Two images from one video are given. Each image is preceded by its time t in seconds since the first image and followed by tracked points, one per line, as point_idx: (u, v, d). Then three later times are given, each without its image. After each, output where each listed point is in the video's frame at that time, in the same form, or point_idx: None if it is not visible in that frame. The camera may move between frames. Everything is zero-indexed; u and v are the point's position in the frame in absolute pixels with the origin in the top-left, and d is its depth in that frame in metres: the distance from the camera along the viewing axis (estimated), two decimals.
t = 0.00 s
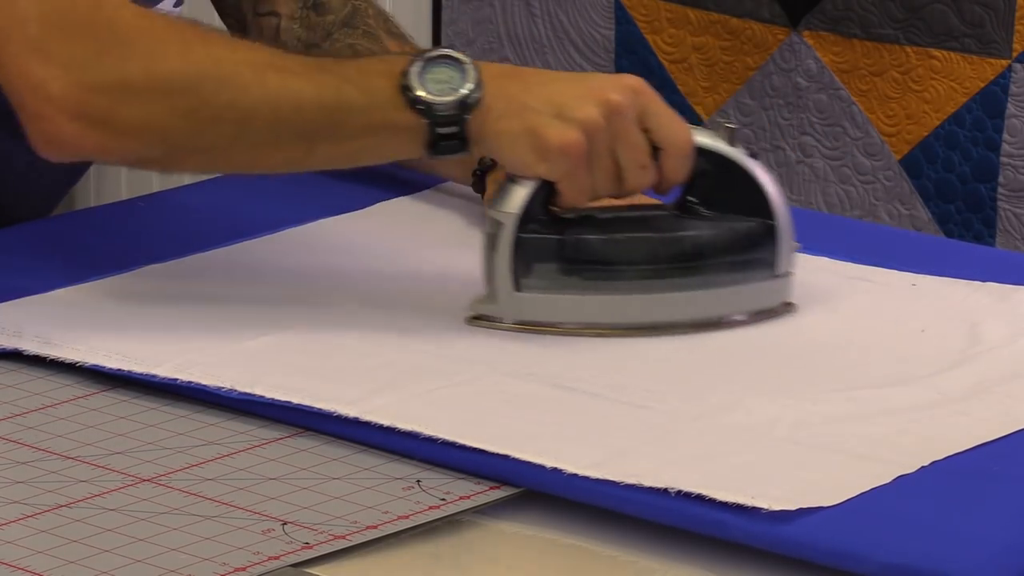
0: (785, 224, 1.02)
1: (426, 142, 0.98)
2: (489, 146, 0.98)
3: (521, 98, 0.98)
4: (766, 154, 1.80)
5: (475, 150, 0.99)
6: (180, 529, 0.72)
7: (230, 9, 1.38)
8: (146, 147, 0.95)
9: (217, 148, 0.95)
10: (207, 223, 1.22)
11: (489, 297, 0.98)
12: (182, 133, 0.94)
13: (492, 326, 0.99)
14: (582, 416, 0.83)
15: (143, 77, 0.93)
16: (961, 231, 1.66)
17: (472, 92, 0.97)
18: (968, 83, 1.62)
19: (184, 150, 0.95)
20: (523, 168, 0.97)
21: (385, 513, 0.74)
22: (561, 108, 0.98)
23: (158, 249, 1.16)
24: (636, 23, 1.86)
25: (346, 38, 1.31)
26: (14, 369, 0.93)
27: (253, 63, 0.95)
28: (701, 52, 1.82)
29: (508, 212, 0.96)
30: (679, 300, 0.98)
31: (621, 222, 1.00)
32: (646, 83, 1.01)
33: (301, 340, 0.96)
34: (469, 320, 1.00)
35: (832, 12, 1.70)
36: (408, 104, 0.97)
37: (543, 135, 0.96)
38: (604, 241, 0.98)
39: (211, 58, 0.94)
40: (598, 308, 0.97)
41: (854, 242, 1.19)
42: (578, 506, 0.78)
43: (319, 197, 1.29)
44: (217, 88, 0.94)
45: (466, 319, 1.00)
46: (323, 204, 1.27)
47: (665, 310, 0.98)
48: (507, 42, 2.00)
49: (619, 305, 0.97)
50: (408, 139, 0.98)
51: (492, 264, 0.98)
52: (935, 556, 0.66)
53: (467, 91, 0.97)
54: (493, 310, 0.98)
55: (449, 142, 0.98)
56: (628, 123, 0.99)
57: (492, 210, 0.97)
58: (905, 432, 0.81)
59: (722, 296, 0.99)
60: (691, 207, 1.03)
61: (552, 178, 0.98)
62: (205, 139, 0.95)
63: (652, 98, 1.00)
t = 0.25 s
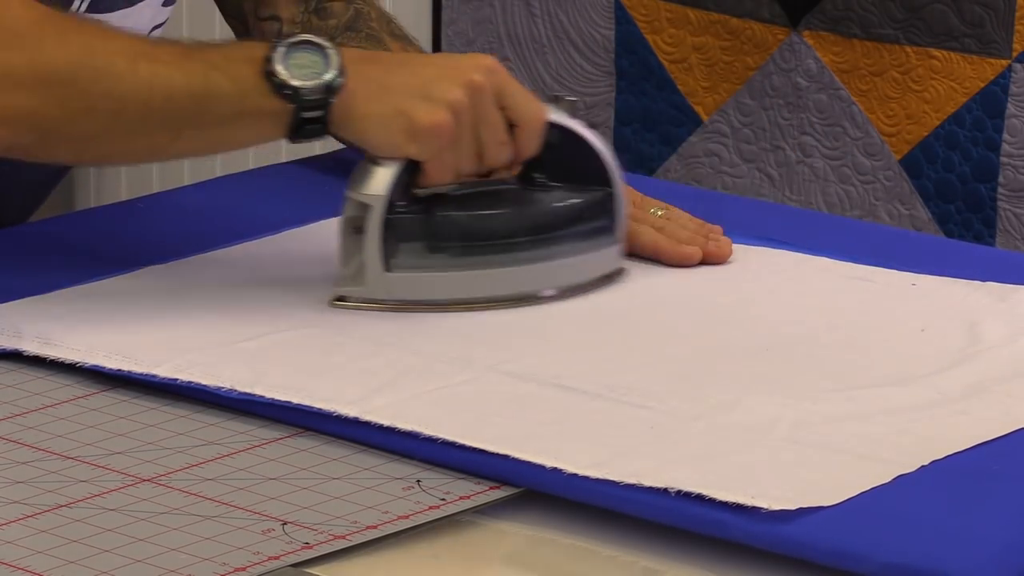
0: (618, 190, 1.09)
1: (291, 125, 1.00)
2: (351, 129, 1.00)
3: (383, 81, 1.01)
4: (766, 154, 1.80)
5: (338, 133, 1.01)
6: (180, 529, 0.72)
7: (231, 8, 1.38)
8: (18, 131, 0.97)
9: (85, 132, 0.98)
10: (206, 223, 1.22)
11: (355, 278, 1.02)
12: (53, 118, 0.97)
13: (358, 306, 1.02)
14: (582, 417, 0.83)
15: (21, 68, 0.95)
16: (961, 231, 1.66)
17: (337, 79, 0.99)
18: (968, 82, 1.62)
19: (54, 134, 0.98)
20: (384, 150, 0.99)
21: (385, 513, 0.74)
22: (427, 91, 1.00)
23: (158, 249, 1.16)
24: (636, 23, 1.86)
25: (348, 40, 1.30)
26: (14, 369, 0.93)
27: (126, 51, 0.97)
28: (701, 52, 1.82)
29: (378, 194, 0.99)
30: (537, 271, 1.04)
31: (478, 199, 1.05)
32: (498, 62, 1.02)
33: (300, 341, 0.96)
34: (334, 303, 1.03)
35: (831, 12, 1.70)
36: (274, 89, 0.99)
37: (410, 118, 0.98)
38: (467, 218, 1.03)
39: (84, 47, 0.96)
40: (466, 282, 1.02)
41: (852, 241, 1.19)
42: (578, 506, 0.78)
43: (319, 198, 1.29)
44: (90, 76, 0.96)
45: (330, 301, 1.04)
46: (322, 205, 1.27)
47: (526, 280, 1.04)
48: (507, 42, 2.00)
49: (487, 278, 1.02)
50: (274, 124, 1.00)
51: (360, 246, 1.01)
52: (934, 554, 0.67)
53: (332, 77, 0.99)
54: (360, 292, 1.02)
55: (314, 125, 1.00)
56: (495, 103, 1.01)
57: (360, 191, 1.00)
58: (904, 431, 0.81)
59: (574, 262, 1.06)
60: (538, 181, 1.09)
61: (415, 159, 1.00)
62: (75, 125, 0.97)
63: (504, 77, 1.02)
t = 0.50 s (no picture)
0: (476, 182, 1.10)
1: (181, 123, 0.99)
2: (243, 134, 0.99)
3: (271, 85, 1.01)
4: (766, 154, 1.80)
5: (228, 136, 1.00)
6: (180, 529, 0.72)
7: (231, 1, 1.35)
8: None
9: None
10: (204, 223, 1.22)
11: (253, 286, 1.00)
12: None
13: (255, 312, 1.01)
14: (584, 417, 0.83)
15: None
16: (961, 231, 1.66)
17: (230, 77, 0.99)
18: (968, 82, 1.62)
19: None
20: (288, 151, 0.98)
21: (385, 513, 0.74)
22: (318, 93, 1.01)
23: (158, 250, 1.16)
24: (636, 23, 1.86)
25: (350, 38, 1.30)
26: (14, 369, 0.93)
27: (26, 27, 0.95)
28: (701, 52, 1.82)
29: (277, 200, 0.98)
30: (426, 267, 1.04)
31: (367, 199, 1.03)
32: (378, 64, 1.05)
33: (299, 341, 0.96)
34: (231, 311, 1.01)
35: (832, 12, 1.70)
36: (170, 85, 0.98)
37: (310, 117, 0.98)
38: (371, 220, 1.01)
39: None
40: (365, 283, 1.01)
41: (852, 241, 1.19)
42: (579, 506, 0.78)
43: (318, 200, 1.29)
44: None
45: (227, 310, 1.02)
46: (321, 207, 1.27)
47: (418, 276, 1.04)
48: (507, 42, 1.99)
49: (383, 276, 1.02)
50: (161, 118, 0.99)
51: (262, 251, 0.99)
52: (934, 554, 0.67)
53: (225, 75, 0.99)
54: (258, 297, 1.00)
55: (206, 122, 0.99)
56: (382, 100, 1.03)
57: (259, 198, 0.98)
58: (905, 431, 0.81)
59: (452, 255, 1.06)
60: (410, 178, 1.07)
61: (313, 159, 0.99)
62: None
63: (384, 78, 1.04)
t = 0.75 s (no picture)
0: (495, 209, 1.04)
1: (182, 142, 0.94)
2: (248, 161, 0.93)
3: (275, 110, 0.96)
4: (766, 154, 1.80)
5: (234, 162, 0.95)
6: (180, 529, 0.72)
7: None
8: None
9: None
10: (204, 223, 1.22)
11: (265, 316, 0.95)
12: None
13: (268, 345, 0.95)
14: (584, 417, 0.83)
15: None
16: (961, 231, 1.66)
17: (234, 95, 0.94)
18: (968, 82, 1.62)
19: None
20: (296, 175, 0.92)
21: (385, 513, 0.74)
22: (324, 116, 0.96)
23: (158, 250, 1.16)
24: (636, 23, 1.86)
25: (349, 36, 1.30)
26: (14, 369, 0.93)
27: (27, 29, 0.90)
28: (701, 52, 1.82)
29: (289, 229, 0.92)
30: (447, 296, 0.98)
31: (382, 227, 0.97)
32: (391, 84, 0.99)
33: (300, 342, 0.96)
34: (242, 341, 0.96)
35: (832, 12, 1.70)
36: (171, 100, 0.93)
37: (317, 139, 0.93)
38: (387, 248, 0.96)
39: None
40: (382, 314, 0.96)
41: (852, 241, 1.19)
42: (579, 505, 0.78)
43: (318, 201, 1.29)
44: None
45: (239, 340, 0.96)
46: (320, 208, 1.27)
47: (439, 304, 0.98)
48: (507, 42, 1.99)
49: (403, 306, 0.96)
50: (159, 134, 0.94)
51: (274, 280, 0.93)
52: (933, 554, 0.67)
53: (230, 94, 0.94)
54: (271, 328, 0.95)
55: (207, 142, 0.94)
56: (394, 121, 0.97)
57: (271, 226, 0.92)
58: (904, 431, 0.81)
59: (472, 283, 1.00)
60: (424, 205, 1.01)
61: (324, 183, 0.93)
62: None
63: (396, 98, 0.98)
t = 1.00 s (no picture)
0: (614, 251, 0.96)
1: (268, 169, 0.90)
2: (337, 190, 0.89)
3: (369, 136, 0.90)
4: (766, 154, 1.80)
5: (321, 190, 0.90)
6: (180, 529, 0.72)
7: None
8: None
9: (41, 118, 0.83)
10: (204, 223, 1.22)
11: (353, 351, 0.89)
12: (16, 102, 0.82)
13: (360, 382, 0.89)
14: (583, 418, 0.83)
15: None
16: (961, 231, 1.66)
17: (322, 120, 0.89)
18: (968, 82, 1.61)
19: (7, 122, 0.83)
20: (384, 206, 0.87)
21: (385, 513, 0.74)
22: (419, 143, 0.90)
23: (158, 250, 1.16)
24: (636, 23, 1.86)
25: (344, 34, 1.30)
26: (14, 369, 0.94)
27: (105, 45, 0.86)
28: (701, 52, 1.82)
29: (381, 262, 0.86)
30: (553, 337, 0.91)
31: (484, 262, 0.91)
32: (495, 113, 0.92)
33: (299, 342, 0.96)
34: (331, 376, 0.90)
35: (831, 12, 1.69)
36: (257, 125, 0.89)
37: (408, 170, 0.87)
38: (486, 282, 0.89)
39: (64, 29, 0.83)
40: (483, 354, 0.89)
41: (852, 241, 1.19)
42: (578, 506, 0.78)
43: (317, 202, 1.29)
44: (68, 59, 0.83)
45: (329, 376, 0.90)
46: (320, 208, 1.27)
47: (540, 347, 0.91)
48: (507, 42, 1.99)
49: (500, 347, 0.89)
50: (246, 161, 0.89)
51: (363, 315, 0.87)
52: (933, 554, 0.67)
53: (318, 119, 0.89)
54: (360, 365, 0.89)
55: (292, 170, 0.89)
56: (495, 152, 0.90)
57: (361, 257, 0.86)
58: (904, 431, 0.81)
59: (582, 326, 0.93)
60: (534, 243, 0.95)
61: (415, 215, 0.88)
62: (37, 114, 0.83)
63: (500, 127, 0.91)
